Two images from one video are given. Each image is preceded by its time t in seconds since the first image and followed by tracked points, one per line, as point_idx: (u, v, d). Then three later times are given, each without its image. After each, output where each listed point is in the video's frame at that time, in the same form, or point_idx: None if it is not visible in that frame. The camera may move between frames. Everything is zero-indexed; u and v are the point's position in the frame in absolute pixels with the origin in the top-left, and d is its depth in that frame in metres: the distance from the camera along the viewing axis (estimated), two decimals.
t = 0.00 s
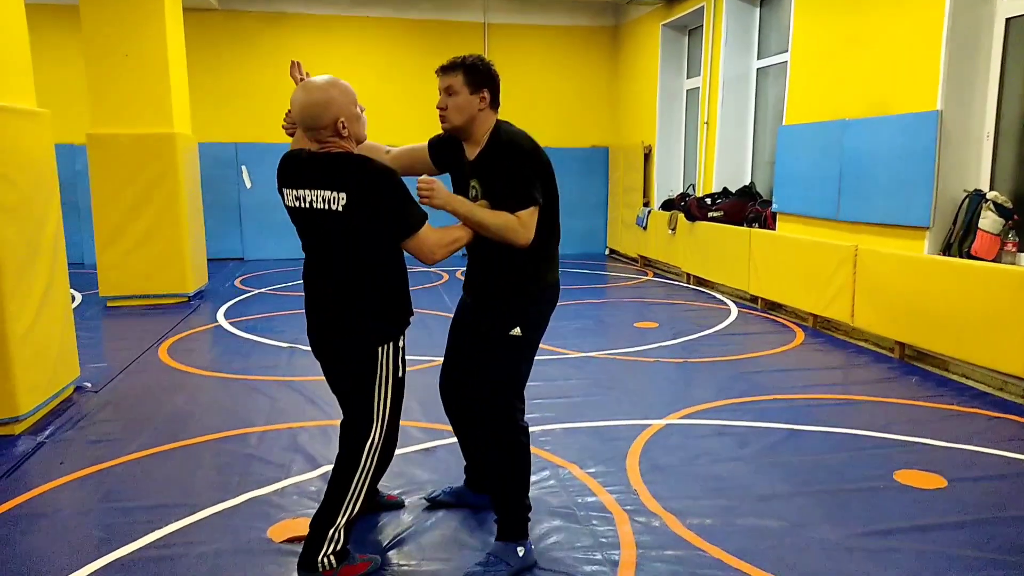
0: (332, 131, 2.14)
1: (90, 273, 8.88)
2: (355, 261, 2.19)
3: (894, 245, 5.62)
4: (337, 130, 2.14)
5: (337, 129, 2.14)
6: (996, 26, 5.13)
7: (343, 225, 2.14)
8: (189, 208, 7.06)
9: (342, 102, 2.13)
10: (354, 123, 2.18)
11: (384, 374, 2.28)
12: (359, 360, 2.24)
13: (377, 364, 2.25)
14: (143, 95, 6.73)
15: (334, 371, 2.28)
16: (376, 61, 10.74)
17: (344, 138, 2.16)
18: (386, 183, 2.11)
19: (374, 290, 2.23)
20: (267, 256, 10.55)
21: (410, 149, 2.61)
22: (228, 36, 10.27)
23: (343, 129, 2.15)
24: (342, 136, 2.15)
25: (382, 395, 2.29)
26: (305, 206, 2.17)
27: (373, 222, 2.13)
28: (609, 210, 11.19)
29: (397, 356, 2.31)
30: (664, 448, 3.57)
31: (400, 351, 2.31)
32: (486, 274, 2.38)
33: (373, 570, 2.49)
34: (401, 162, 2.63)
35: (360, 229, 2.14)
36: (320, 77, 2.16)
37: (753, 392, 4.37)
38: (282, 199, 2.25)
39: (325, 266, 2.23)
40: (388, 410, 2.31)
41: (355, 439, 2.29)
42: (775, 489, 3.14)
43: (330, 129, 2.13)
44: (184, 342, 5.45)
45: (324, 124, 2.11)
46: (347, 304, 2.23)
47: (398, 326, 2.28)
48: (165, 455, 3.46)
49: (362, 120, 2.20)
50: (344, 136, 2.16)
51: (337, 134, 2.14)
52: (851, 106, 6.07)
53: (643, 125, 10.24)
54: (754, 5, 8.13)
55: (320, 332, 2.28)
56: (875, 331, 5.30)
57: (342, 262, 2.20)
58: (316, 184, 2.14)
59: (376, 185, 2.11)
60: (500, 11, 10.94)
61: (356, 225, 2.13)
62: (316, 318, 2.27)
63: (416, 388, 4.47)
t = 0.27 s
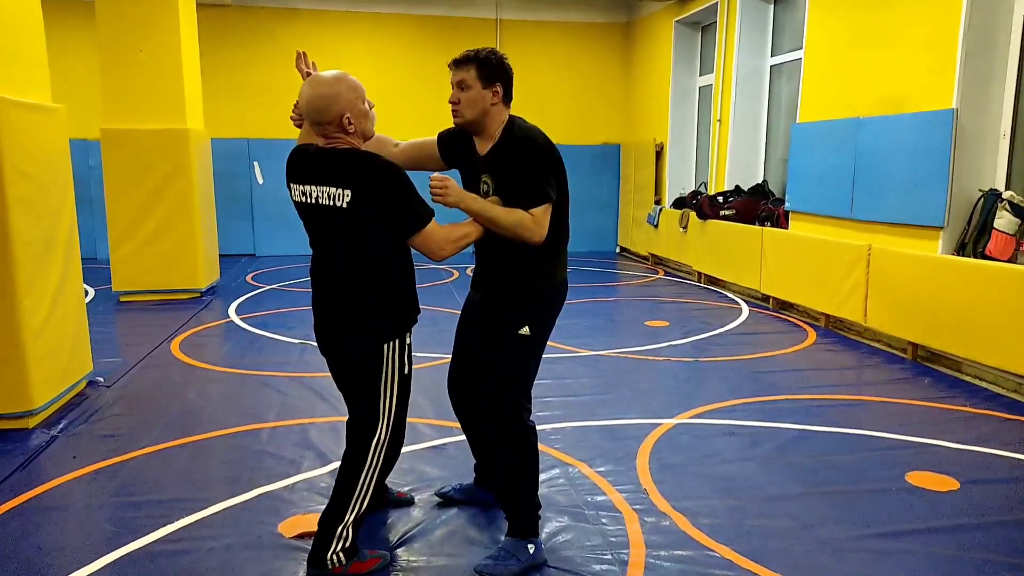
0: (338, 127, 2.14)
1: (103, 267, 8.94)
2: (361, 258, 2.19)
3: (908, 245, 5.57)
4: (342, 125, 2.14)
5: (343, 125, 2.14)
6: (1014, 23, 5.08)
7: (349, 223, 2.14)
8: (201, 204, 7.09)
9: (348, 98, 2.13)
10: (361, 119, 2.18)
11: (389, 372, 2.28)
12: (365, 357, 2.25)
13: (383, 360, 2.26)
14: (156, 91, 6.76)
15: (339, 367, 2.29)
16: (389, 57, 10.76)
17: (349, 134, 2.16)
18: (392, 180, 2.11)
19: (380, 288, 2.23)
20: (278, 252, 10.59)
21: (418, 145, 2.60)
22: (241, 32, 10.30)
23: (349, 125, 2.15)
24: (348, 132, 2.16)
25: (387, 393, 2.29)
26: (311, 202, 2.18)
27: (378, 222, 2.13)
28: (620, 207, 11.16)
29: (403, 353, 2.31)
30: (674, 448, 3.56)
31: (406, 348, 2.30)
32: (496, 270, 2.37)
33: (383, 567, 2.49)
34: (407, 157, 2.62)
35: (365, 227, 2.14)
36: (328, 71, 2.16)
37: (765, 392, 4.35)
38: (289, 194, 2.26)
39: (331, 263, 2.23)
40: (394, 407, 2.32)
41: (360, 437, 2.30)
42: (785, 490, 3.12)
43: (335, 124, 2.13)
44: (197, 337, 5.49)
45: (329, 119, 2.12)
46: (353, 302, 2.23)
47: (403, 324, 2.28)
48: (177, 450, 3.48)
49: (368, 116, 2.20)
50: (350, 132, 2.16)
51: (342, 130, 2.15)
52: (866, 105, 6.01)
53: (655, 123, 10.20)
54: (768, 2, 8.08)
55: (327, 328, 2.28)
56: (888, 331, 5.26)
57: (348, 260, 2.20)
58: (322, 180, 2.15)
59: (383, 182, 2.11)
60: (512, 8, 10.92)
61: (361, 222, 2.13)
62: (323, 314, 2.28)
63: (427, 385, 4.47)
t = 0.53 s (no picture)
0: (345, 128, 2.15)
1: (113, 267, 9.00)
2: (370, 259, 2.20)
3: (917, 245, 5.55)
4: (349, 126, 2.14)
5: (350, 125, 2.14)
6: None
7: (357, 225, 2.15)
8: (211, 204, 7.13)
9: (357, 99, 2.14)
10: (369, 122, 2.17)
11: (397, 372, 2.28)
12: (372, 356, 2.25)
13: (391, 360, 2.26)
14: (167, 92, 6.80)
15: (347, 367, 2.30)
16: (397, 57, 10.79)
17: (356, 135, 2.16)
18: (399, 181, 2.12)
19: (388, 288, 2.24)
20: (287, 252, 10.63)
21: (422, 144, 2.61)
22: (250, 33, 10.35)
23: (355, 126, 2.15)
24: (354, 132, 2.15)
25: (394, 394, 2.30)
26: (319, 202, 2.19)
27: (385, 222, 2.14)
28: (628, 208, 11.15)
29: (411, 353, 2.31)
30: (683, 448, 3.55)
31: (414, 347, 2.31)
32: (501, 270, 2.37)
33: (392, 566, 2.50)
34: (411, 156, 2.62)
35: (372, 227, 2.15)
36: (341, 73, 2.18)
37: (774, 393, 4.34)
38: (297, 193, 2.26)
39: (339, 264, 2.24)
40: (402, 407, 2.32)
41: (368, 436, 2.30)
42: (795, 491, 3.12)
43: (341, 124, 2.14)
44: (206, 337, 5.51)
45: (337, 119, 2.13)
46: (361, 302, 2.24)
47: (410, 324, 2.29)
48: (187, 449, 3.50)
49: (377, 120, 2.20)
50: (357, 133, 2.16)
51: (349, 130, 2.15)
52: (876, 105, 5.99)
53: (663, 124, 10.19)
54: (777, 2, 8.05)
55: (334, 328, 2.29)
56: (897, 332, 5.24)
57: (355, 260, 2.21)
58: (329, 180, 2.15)
59: (391, 184, 2.12)
60: (521, 9, 10.93)
61: (369, 223, 2.14)
62: (331, 314, 2.29)
63: (435, 385, 4.48)
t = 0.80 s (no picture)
0: (348, 122, 2.15)
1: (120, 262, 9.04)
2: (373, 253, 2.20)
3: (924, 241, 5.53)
4: (352, 120, 2.15)
5: (353, 119, 2.14)
6: None
7: (359, 219, 2.15)
8: (217, 199, 7.14)
9: (362, 94, 2.14)
10: (373, 117, 2.17)
11: (401, 367, 2.29)
12: (376, 352, 2.26)
13: (395, 355, 2.27)
14: (173, 88, 6.81)
15: (351, 361, 2.31)
16: (402, 53, 10.78)
17: (359, 130, 2.17)
18: (403, 177, 2.12)
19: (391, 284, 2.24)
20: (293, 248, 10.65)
21: (423, 139, 2.63)
22: (257, 30, 10.36)
23: (359, 121, 2.15)
24: (357, 127, 2.16)
25: (399, 389, 2.31)
26: (323, 197, 2.19)
27: (388, 219, 2.14)
28: (634, 204, 11.14)
29: (416, 348, 2.32)
30: (688, 444, 3.55)
31: (418, 342, 2.32)
32: (505, 267, 2.37)
33: (400, 561, 2.51)
34: (412, 151, 2.64)
35: (376, 223, 2.15)
36: (348, 67, 2.18)
37: (780, 389, 4.34)
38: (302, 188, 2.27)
39: (344, 258, 2.24)
40: (407, 402, 2.33)
41: (374, 432, 2.31)
42: (801, 487, 3.11)
43: (344, 117, 2.14)
44: (213, 332, 5.53)
45: (340, 113, 2.13)
46: (365, 296, 2.25)
47: (414, 319, 2.30)
48: (194, 443, 3.52)
49: (382, 116, 2.19)
50: (361, 128, 2.16)
51: (351, 124, 2.15)
52: (883, 100, 5.96)
53: (669, 119, 10.17)
54: None
55: (339, 322, 2.30)
56: (904, 328, 5.22)
57: (360, 256, 2.21)
58: (333, 175, 2.15)
59: (394, 180, 2.11)
60: (526, 4, 10.90)
61: (372, 218, 2.14)
62: (336, 307, 2.30)
63: (441, 380, 4.49)
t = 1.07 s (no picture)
0: (356, 122, 2.16)
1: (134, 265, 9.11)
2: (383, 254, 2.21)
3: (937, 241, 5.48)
4: (359, 121, 2.15)
5: (361, 120, 2.15)
6: None
7: (370, 219, 2.16)
8: (230, 202, 7.19)
9: (370, 96, 2.14)
10: (381, 119, 2.18)
11: (411, 368, 2.29)
12: (386, 353, 2.27)
13: (404, 355, 2.28)
14: (186, 91, 6.87)
15: (361, 361, 2.31)
16: (412, 55, 10.81)
17: (367, 131, 2.17)
18: (414, 178, 2.13)
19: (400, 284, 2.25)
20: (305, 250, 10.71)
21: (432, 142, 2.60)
22: (269, 33, 10.43)
23: (366, 122, 2.15)
24: (365, 129, 2.16)
25: (409, 389, 2.31)
26: (332, 199, 2.20)
27: (399, 219, 2.15)
28: (645, 204, 11.12)
29: (425, 349, 2.32)
30: (700, 445, 3.54)
31: (428, 343, 2.32)
32: (514, 268, 2.37)
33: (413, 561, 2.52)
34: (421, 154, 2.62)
35: (385, 223, 2.16)
36: (358, 69, 2.19)
37: (792, 390, 4.32)
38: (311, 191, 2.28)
39: (353, 259, 2.25)
40: (417, 403, 2.33)
41: (384, 432, 2.32)
42: (813, 488, 3.10)
43: (352, 118, 2.15)
44: (226, 333, 5.57)
45: (348, 114, 2.14)
46: (375, 296, 2.25)
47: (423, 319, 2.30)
48: (207, 444, 3.54)
49: (390, 117, 2.20)
50: (368, 129, 2.16)
51: (359, 125, 2.16)
52: (896, 100, 5.92)
53: (680, 119, 10.15)
54: None
55: (349, 322, 2.31)
56: (917, 329, 5.19)
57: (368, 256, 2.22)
58: (342, 177, 2.17)
59: (403, 180, 2.13)
60: (537, 6, 10.91)
61: (383, 219, 2.16)
62: (345, 308, 2.30)
63: (452, 381, 4.50)
